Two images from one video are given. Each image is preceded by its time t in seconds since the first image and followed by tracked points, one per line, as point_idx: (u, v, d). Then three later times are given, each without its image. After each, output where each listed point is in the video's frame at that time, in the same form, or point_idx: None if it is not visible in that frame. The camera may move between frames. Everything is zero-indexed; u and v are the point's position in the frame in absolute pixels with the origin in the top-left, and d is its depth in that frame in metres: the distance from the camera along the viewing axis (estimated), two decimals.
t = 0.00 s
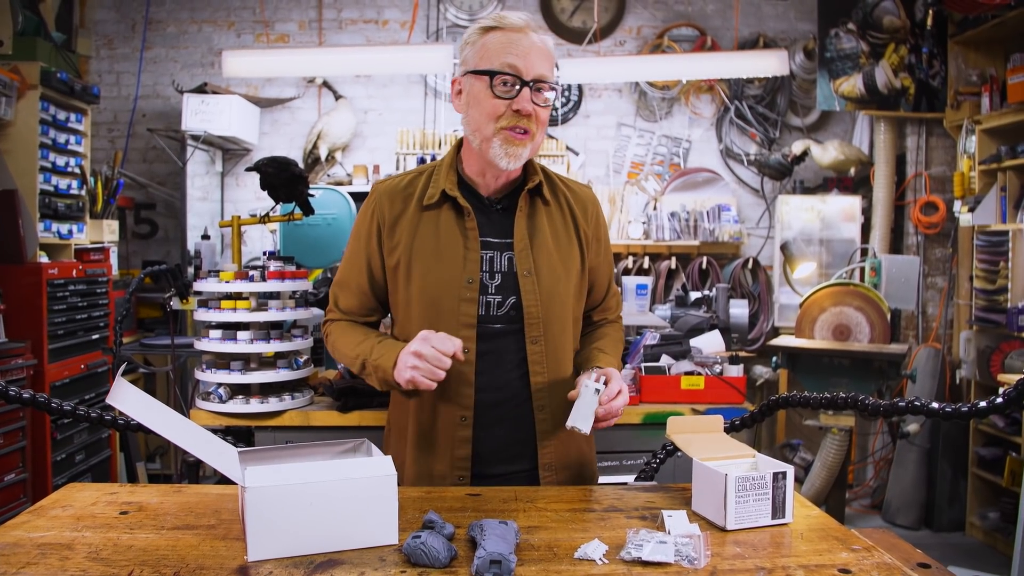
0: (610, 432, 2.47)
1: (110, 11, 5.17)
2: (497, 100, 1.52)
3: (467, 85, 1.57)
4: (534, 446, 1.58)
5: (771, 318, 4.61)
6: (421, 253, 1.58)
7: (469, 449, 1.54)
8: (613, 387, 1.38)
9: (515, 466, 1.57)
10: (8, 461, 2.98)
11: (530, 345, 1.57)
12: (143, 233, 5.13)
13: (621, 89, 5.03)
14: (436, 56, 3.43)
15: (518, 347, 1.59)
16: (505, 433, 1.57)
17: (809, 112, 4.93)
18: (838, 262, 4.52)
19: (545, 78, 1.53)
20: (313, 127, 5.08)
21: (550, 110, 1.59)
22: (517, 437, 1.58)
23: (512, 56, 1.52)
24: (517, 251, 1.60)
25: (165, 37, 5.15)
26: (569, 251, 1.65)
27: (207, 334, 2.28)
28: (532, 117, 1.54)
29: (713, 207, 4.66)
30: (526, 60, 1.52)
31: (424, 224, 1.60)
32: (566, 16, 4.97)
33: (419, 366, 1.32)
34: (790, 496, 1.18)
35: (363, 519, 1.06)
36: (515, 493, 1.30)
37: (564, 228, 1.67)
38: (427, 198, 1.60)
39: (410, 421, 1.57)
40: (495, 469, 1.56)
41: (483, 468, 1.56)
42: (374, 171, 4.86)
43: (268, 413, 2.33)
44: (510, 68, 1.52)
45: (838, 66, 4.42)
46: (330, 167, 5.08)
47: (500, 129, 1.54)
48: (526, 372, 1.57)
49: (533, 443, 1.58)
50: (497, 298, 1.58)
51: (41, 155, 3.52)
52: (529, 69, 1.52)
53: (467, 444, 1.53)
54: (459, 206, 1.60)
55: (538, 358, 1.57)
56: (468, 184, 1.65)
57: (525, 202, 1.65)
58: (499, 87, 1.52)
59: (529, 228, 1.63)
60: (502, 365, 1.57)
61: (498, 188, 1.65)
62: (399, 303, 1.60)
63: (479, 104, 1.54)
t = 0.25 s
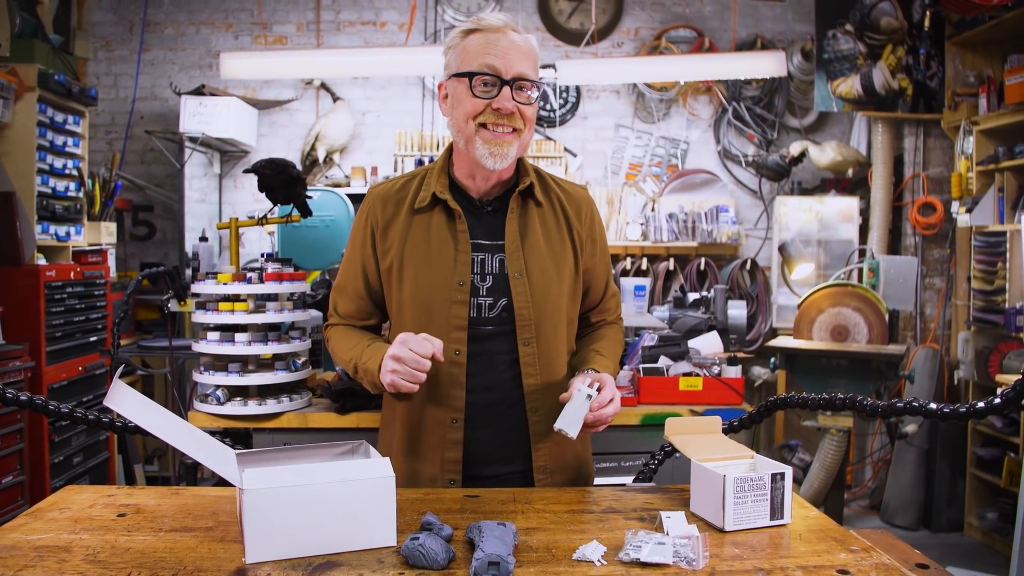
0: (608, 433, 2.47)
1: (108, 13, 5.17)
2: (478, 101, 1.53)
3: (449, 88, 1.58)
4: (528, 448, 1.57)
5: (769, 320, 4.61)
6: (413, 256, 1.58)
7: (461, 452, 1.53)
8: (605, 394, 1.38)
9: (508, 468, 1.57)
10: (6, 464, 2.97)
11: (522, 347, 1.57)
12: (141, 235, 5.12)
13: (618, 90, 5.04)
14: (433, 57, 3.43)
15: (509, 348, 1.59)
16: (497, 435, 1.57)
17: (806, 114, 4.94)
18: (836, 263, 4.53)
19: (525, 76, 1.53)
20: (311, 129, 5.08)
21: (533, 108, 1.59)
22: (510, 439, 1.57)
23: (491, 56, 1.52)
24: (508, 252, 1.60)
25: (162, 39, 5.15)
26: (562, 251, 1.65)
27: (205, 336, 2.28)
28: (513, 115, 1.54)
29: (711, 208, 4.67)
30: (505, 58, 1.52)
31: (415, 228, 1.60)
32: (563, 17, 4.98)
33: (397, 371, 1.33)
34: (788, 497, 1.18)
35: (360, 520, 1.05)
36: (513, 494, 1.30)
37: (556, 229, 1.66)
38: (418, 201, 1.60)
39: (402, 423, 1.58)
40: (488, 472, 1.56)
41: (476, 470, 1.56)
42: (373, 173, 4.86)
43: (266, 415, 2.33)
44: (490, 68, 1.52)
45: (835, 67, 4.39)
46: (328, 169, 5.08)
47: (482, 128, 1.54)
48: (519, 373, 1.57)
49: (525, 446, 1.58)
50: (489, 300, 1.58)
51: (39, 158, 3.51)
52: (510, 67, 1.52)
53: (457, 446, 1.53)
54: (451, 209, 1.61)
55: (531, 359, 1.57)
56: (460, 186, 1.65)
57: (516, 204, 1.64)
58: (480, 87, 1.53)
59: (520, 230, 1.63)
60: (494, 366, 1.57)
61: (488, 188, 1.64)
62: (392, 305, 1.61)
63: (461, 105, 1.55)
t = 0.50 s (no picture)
0: (607, 432, 2.47)
1: (106, 13, 5.16)
2: (470, 105, 1.54)
3: (444, 91, 1.59)
4: (522, 447, 1.57)
5: (768, 319, 4.62)
6: (410, 254, 1.58)
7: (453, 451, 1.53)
8: (596, 391, 1.38)
9: (503, 467, 1.56)
10: (4, 464, 2.97)
11: (518, 345, 1.56)
12: (140, 235, 5.11)
13: (617, 90, 5.04)
14: (432, 57, 3.43)
15: (505, 346, 1.58)
16: (491, 434, 1.56)
17: (805, 114, 4.95)
18: (835, 263, 4.53)
19: (518, 79, 1.53)
20: (310, 128, 5.08)
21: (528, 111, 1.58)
22: (504, 438, 1.57)
23: (484, 59, 1.52)
24: (505, 251, 1.60)
25: (161, 39, 5.14)
26: (558, 252, 1.65)
27: (204, 336, 2.28)
28: (506, 119, 1.54)
29: (710, 208, 4.67)
30: (497, 62, 1.52)
31: (413, 226, 1.60)
32: (563, 17, 4.98)
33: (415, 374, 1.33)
34: (787, 496, 1.18)
35: (357, 521, 1.05)
36: (512, 494, 1.30)
37: (553, 230, 1.66)
38: (417, 199, 1.60)
39: (397, 421, 1.57)
40: (483, 471, 1.55)
41: (469, 469, 1.55)
42: (372, 173, 4.87)
43: (265, 415, 2.33)
44: (482, 72, 1.52)
45: (834, 67, 4.39)
46: (327, 169, 5.08)
47: (476, 132, 1.55)
48: (514, 372, 1.57)
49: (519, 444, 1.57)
50: (485, 298, 1.58)
51: (37, 157, 3.51)
52: (501, 71, 1.52)
53: (451, 445, 1.52)
54: (449, 208, 1.61)
55: (527, 358, 1.56)
56: (457, 187, 1.66)
57: (514, 204, 1.65)
58: (472, 91, 1.53)
59: (518, 230, 1.63)
60: (490, 365, 1.57)
61: (487, 189, 1.64)
62: (387, 303, 1.60)
63: (455, 109, 1.56)
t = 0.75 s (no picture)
0: (608, 432, 2.47)
1: (107, 14, 5.17)
2: (443, 106, 1.56)
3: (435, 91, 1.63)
4: (518, 447, 1.57)
5: (768, 320, 4.62)
6: (406, 253, 1.58)
7: (453, 449, 1.53)
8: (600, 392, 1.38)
9: (500, 468, 1.57)
10: (5, 464, 2.97)
11: (514, 346, 1.57)
12: (141, 235, 5.12)
13: (618, 91, 5.04)
14: (433, 58, 3.43)
15: (501, 347, 1.58)
16: (488, 434, 1.56)
17: (805, 114, 4.95)
18: (836, 263, 4.53)
19: (490, 86, 1.52)
20: (310, 129, 5.08)
21: (505, 121, 1.55)
22: (501, 439, 1.57)
23: (460, 62, 1.53)
24: (501, 251, 1.60)
25: (161, 39, 5.15)
26: (555, 253, 1.65)
27: (204, 336, 2.28)
28: (472, 123, 1.53)
29: (711, 208, 4.68)
30: (473, 67, 1.52)
31: (410, 225, 1.60)
32: (563, 17, 4.98)
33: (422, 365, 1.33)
34: (788, 496, 1.18)
35: (357, 521, 1.05)
36: (513, 494, 1.30)
37: (550, 231, 1.67)
38: (414, 199, 1.60)
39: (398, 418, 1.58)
40: (481, 470, 1.56)
41: (468, 468, 1.55)
42: (372, 174, 4.87)
43: (266, 415, 2.33)
44: (456, 75, 1.53)
45: (834, 67, 4.39)
46: (328, 169, 5.08)
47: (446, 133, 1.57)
48: (510, 373, 1.57)
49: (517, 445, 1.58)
50: (481, 298, 1.58)
51: (38, 158, 3.51)
52: (476, 76, 1.52)
53: (451, 443, 1.52)
54: (445, 208, 1.61)
55: (523, 359, 1.56)
56: (454, 187, 1.66)
57: (511, 204, 1.65)
58: (445, 93, 1.55)
59: (515, 230, 1.63)
60: (486, 365, 1.57)
61: (482, 189, 1.64)
62: (383, 302, 1.60)
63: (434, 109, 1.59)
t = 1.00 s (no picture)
0: (608, 432, 2.47)
1: (107, 15, 5.17)
2: (442, 104, 1.56)
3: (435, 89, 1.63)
4: (508, 452, 1.57)
5: (768, 319, 4.63)
6: (404, 251, 1.59)
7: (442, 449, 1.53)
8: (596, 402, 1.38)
9: (492, 471, 1.56)
10: (5, 465, 2.97)
11: (507, 351, 1.56)
12: (140, 236, 5.12)
13: (617, 91, 5.04)
14: (432, 58, 3.43)
15: (495, 351, 1.58)
16: (480, 439, 1.56)
17: (805, 114, 4.95)
18: (835, 263, 4.53)
19: (486, 81, 1.52)
20: (310, 129, 5.08)
21: (503, 114, 1.55)
22: (493, 443, 1.56)
23: (458, 60, 1.53)
24: (499, 255, 1.60)
25: (161, 40, 5.15)
26: (554, 259, 1.64)
27: (204, 337, 2.28)
28: (470, 119, 1.53)
29: (710, 208, 4.68)
30: (468, 63, 1.52)
31: (409, 224, 1.60)
32: (562, 18, 4.99)
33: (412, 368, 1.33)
34: (788, 496, 1.18)
35: (356, 523, 1.05)
36: (513, 495, 1.30)
37: (550, 236, 1.66)
38: (414, 197, 1.61)
39: (389, 418, 1.58)
40: (471, 473, 1.55)
41: (458, 470, 1.55)
42: (372, 174, 4.88)
43: (266, 416, 2.33)
44: (453, 73, 1.54)
45: (833, 67, 4.39)
46: (327, 170, 5.08)
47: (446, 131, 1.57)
48: (503, 378, 1.56)
49: (508, 448, 1.57)
50: (476, 301, 1.58)
51: (38, 159, 3.52)
52: (472, 72, 1.52)
53: (439, 444, 1.52)
54: (445, 208, 1.62)
55: (515, 364, 1.56)
56: (456, 187, 1.66)
57: (512, 208, 1.65)
58: (443, 91, 1.55)
59: (514, 234, 1.64)
60: (479, 368, 1.57)
61: (483, 189, 1.65)
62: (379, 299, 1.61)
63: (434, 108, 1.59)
